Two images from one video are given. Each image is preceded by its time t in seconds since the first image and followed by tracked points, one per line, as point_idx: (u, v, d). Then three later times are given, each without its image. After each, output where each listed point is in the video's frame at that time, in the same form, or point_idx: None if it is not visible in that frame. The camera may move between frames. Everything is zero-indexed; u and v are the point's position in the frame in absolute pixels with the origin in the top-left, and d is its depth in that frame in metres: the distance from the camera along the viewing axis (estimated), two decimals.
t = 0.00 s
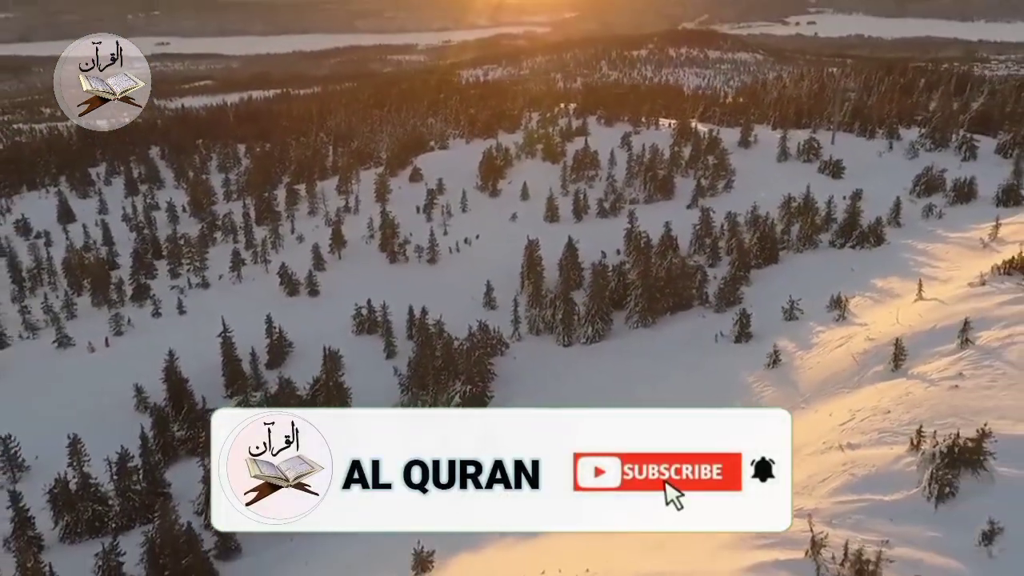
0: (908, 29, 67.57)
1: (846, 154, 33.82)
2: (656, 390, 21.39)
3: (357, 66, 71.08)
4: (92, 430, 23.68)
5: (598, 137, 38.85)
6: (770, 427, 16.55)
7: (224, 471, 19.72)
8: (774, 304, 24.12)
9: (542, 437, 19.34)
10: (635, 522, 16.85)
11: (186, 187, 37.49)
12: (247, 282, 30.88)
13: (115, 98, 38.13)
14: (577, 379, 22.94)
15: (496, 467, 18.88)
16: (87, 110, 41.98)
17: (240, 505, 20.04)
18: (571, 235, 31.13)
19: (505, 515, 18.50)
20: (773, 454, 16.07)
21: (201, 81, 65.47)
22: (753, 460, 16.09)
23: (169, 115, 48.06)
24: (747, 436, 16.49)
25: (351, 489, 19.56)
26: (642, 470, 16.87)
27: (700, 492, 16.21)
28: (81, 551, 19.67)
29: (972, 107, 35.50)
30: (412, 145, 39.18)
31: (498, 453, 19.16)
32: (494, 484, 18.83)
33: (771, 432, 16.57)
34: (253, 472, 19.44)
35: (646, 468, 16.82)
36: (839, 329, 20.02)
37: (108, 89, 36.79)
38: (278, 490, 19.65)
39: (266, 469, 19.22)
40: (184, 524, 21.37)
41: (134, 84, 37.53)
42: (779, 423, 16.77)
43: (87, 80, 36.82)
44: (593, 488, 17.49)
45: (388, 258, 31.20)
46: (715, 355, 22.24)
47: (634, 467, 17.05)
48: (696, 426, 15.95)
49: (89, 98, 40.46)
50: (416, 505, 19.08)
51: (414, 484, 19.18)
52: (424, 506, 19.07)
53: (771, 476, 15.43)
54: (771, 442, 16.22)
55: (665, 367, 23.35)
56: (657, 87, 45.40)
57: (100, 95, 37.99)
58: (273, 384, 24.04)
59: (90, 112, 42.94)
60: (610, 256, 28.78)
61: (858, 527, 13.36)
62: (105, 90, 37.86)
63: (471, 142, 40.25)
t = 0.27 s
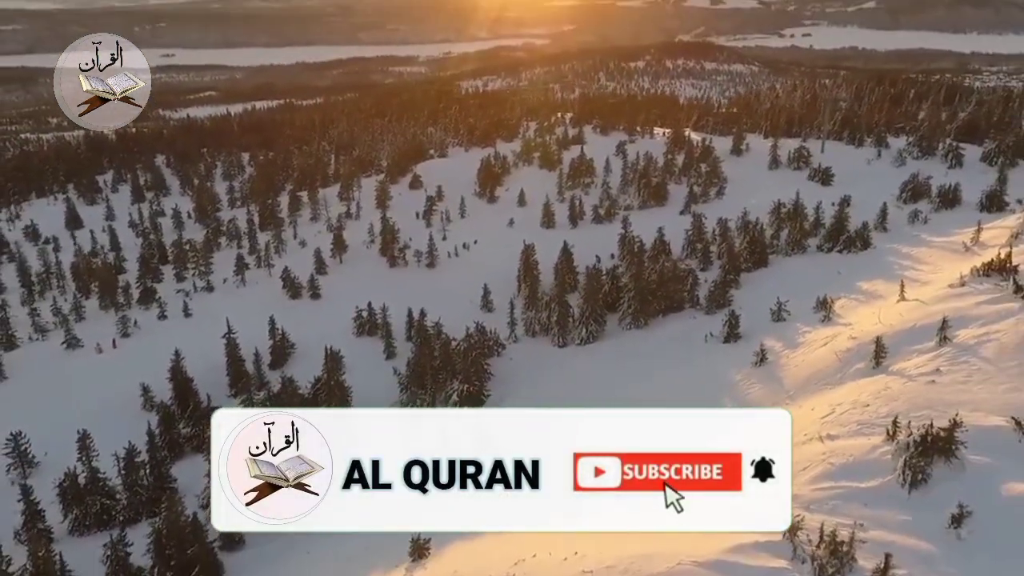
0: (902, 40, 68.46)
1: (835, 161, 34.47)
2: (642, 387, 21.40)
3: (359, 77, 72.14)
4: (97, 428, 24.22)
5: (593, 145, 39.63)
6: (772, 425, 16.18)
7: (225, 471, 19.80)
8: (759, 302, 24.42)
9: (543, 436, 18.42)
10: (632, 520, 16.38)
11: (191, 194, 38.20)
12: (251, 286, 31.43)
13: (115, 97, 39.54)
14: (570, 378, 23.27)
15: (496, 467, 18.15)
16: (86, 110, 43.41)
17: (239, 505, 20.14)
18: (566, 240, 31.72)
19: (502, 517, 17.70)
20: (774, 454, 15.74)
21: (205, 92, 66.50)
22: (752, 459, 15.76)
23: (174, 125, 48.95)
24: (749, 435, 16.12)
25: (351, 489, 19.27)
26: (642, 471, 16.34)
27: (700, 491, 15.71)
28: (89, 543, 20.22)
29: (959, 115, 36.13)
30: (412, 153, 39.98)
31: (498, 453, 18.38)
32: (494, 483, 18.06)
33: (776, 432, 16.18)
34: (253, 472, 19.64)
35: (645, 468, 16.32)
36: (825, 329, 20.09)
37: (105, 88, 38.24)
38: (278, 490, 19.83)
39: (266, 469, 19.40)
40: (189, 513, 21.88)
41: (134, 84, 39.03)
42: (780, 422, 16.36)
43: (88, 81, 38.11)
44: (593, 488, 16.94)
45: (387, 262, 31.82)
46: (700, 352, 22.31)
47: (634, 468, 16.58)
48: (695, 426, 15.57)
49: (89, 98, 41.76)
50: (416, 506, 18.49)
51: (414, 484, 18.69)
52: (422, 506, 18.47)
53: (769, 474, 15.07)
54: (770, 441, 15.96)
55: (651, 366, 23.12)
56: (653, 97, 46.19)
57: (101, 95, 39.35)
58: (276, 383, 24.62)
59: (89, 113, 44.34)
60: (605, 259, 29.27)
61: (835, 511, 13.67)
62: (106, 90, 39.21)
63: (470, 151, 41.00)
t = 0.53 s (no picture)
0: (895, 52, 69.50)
1: (825, 169, 35.18)
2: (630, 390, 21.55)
3: (361, 88, 73.29)
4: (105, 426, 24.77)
5: (589, 154, 40.48)
6: (772, 425, 15.54)
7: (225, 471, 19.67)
8: (745, 305, 24.87)
9: (545, 436, 17.95)
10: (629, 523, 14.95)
11: (196, 201, 38.89)
12: (254, 290, 32.03)
13: (115, 97, 40.64)
14: (564, 376, 23.83)
15: (496, 467, 17.81)
16: (86, 110, 44.71)
17: (239, 505, 19.93)
18: (561, 245, 32.33)
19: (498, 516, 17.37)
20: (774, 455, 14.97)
21: (209, 102, 67.57)
22: (753, 459, 14.86)
23: (178, 134, 49.83)
24: (751, 434, 15.40)
25: (351, 489, 19.10)
26: (642, 470, 15.17)
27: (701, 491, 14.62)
28: (97, 536, 20.88)
29: (947, 124, 36.80)
30: (411, 162, 40.79)
31: (497, 453, 18.17)
32: (494, 483, 17.69)
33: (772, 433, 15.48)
34: (253, 472, 19.60)
35: (645, 467, 15.13)
36: (809, 330, 20.72)
37: (107, 88, 39.33)
38: (278, 490, 19.68)
39: (266, 469, 19.36)
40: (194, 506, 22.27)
41: (134, 85, 39.92)
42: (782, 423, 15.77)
43: (88, 81, 39.10)
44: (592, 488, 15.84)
45: (388, 267, 32.41)
46: (692, 352, 22.77)
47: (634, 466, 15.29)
48: (696, 423, 14.51)
49: (92, 100, 42.50)
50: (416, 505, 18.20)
51: (414, 484, 18.56)
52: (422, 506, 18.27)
53: (770, 473, 14.31)
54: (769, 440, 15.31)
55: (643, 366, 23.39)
56: (648, 107, 47.09)
57: (101, 96, 40.44)
58: (278, 382, 25.11)
59: (89, 112, 45.64)
60: (598, 263, 29.84)
61: (814, 498, 14.27)
62: (106, 89, 40.34)
63: (469, 159, 41.82)
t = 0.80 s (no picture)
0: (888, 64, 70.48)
1: (816, 176, 35.76)
2: (617, 398, 21.33)
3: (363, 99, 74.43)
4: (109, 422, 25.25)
5: (585, 161, 41.16)
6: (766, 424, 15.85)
7: (225, 471, 19.50)
8: (733, 309, 24.66)
9: (545, 438, 18.32)
10: (629, 523, 14.52)
11: (200, 209, 39.47)
12: (257, 293, 32.55)
13: (115, 96, 42.58)
14: (559, 379, 23.75)
15: (496, 467, 17.97)
16: (86, 111, 44.99)
17: (238, 505, 19.64)
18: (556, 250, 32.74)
19: (497, 515, 16.78)
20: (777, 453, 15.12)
21: (213, 113, 68.68)
22: (752, 460, 15.03)
23: (183, 143, 50.58)
24: (753, 433, 15.79)
25: (352, 489, 19.36)
26: (642, 470, 15.39)
27: (702, 491, 14.60)
28: (105, 530, 21.10)
29: (937, 133, 37.18)
30: (412, 170, 41.48)
31: (501, 454, 18.27)
32: (494, 483, 17.77)
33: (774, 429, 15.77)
34: (253, 472, 19.03)
35: (645, 467, 15.34)
36: (796, 330, 21.28)
37: (103, 87, 40.52)
38: (278, 490, 19.17)
39: (265, 469, 18.88)
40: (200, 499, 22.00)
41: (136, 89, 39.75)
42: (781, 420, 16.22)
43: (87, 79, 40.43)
44: (592, 486, 16.00)
45: (388, 271, 33.04)
46: (682, 353, 22.94)
47: (634, 467, 15.55)
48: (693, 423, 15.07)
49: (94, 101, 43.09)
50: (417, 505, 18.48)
51: (415, 484, 18.98)
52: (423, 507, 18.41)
53: (770, 473, 14.34)
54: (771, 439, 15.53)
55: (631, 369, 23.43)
56: (644, 117, 47.84)
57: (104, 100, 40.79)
58: (282, 382, 25.58)
59: (89, 111, 45.66)
60: (594, 267, 29.47)
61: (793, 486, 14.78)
62: (106, 90, 42.15)
63: (467, 167, 42.59)
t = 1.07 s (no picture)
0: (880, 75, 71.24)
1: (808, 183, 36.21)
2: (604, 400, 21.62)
3: (363, 110, 75.18)
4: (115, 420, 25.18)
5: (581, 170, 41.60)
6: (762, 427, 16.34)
7: (225, 471, 19.26)
8: (722, 310, 24.82)
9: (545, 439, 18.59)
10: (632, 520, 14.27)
11: (205, 215, 36.88)
12: (261, 298, 29.95)
13: (114, 98, 37.68)
14: (551, 380, 23.96)
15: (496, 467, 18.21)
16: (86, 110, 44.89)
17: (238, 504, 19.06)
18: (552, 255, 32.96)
19: (498, 510, 16.52)
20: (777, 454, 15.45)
21: (216, 124, 69.45)
22: (753, 460, 15.24)
23: (186, 153, 51.00)
24: (753, 435, 16.14)
25: (352, 489, 19.13)
26: (642, 470, 15.76)
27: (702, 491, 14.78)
28: (112, 527, 20.48)
29: (929, 140, 36.63)
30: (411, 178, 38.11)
31: (502, 454, 18.63)
32: (494, 482, 17.83)
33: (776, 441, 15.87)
34: (253, 472, 18.72)
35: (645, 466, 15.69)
36: (784, 331, 21.73)
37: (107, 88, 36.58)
38: (278, 490, 18.76)
39: (266, 468, 18.50)
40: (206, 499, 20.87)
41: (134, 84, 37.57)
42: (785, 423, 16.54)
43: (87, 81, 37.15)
44: (591, 486, 15.93)
45: (388, 276, 30.18)
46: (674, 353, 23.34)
47: (634, 467, 15.85)
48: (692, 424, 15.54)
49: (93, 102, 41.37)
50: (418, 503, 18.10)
51: (415, 483, 18.83)
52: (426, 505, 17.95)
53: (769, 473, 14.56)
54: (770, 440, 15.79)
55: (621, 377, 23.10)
56: (640, 125, 48.22)
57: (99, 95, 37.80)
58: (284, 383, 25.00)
59: (89, 111, 45.76)
60: (588, 272, 28.46)
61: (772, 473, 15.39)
62: (104, 89, 37.11)
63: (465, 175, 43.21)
